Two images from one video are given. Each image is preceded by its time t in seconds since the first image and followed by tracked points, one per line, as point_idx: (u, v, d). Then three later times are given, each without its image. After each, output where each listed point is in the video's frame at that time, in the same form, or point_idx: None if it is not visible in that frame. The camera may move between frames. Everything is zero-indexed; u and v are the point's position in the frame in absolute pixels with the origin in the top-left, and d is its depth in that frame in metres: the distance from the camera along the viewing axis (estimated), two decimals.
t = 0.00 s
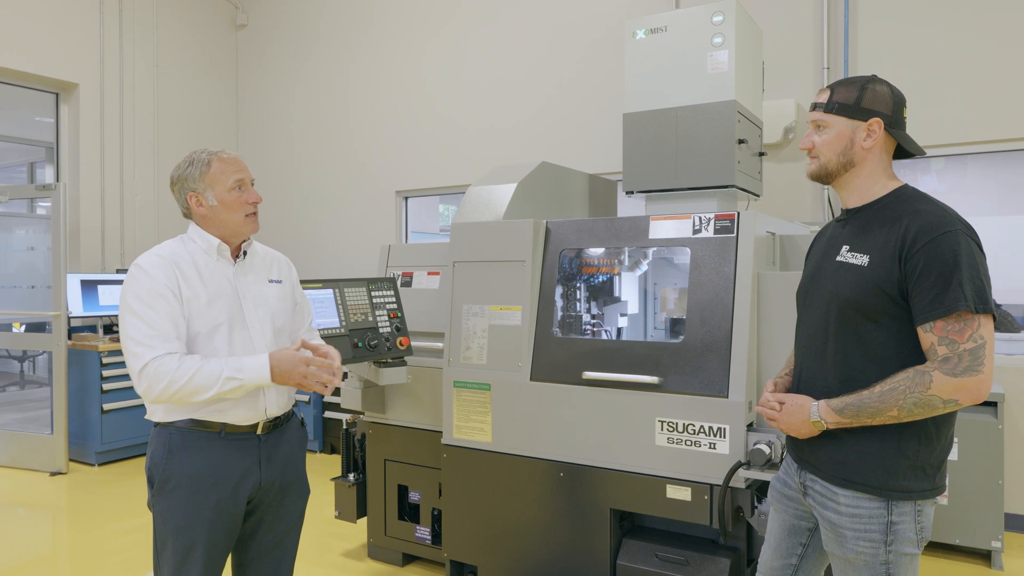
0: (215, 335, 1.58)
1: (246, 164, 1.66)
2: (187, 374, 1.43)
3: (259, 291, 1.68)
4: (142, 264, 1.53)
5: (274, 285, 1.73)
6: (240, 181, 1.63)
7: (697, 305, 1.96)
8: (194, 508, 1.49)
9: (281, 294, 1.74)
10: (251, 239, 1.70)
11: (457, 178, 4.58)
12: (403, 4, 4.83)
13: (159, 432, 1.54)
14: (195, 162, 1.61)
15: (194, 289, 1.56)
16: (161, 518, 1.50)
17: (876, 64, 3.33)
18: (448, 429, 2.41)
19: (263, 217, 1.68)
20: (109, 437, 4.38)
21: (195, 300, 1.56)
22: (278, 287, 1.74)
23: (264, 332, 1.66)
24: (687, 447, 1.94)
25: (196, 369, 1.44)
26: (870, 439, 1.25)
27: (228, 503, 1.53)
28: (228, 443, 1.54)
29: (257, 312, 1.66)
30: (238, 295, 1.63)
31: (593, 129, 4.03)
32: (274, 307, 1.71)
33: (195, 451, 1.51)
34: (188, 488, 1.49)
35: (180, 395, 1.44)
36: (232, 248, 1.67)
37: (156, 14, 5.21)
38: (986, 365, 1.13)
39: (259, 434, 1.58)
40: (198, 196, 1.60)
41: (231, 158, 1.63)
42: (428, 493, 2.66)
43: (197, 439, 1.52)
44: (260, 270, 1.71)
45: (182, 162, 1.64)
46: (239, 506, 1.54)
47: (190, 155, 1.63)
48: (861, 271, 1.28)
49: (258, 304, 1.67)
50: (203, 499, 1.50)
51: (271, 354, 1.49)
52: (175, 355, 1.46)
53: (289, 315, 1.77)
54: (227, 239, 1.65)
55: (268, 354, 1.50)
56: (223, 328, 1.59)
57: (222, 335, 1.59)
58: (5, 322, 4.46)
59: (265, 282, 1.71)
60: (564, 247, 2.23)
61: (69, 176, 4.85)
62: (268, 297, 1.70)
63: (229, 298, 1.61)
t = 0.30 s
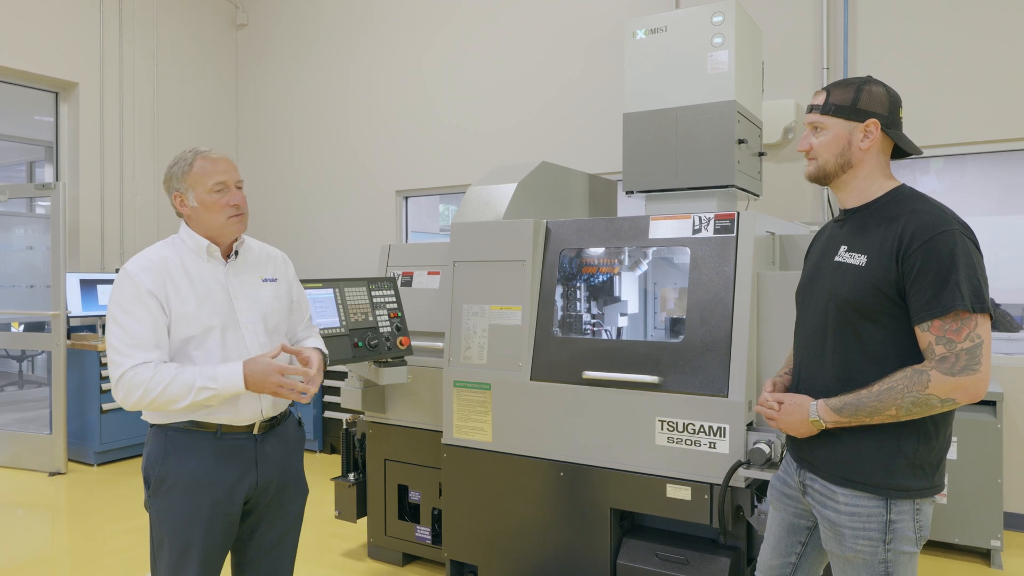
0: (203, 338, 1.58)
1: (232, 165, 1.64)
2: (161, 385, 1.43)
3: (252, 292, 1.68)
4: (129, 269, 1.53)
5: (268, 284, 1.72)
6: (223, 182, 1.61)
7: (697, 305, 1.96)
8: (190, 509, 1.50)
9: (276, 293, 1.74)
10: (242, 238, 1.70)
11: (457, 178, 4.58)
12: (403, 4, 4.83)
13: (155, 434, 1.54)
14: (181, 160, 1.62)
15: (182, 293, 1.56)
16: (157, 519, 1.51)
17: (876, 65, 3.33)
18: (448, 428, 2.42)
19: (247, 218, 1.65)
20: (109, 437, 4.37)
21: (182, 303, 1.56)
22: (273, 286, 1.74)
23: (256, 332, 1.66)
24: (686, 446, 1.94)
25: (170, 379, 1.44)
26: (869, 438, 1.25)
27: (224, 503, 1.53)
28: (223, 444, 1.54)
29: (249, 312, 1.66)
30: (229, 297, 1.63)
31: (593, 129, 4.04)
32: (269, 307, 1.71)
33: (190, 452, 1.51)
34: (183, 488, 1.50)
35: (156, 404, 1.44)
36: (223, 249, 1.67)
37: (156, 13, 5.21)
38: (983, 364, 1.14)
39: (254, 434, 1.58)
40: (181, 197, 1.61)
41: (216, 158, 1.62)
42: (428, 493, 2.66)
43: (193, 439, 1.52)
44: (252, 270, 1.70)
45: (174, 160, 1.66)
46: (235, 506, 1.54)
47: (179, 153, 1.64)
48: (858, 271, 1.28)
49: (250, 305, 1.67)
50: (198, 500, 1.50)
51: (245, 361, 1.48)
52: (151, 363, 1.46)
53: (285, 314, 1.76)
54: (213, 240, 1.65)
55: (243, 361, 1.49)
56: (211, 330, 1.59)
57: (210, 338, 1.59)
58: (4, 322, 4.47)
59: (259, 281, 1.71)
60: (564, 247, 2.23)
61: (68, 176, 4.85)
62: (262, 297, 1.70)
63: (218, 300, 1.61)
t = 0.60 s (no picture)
0: (194, 337, 1.58)
1: (229, 165, 1.64)
2: (141, 381, 1.44)
3: (249, 291, 1.68)
4: (122, 267, 1.55)
5: (265, 283, 1.72)
6: (219, 183, 1.61)
7: (696, 305, 1.97)
8: (187, 508, 1.50)
9: (273, 292, 1.74)
10: (240, 239, 1.70)
11: (457, 177, 4.59)
12: (403, 4, 4.84)
13: (153, 434, 1.54)
14: (180, 160, 1.62)
15: (173, 292, 1.57)
16: (156, 518, 1.51)
17: (874, 66, 3.34)
18: (448, 428, 2.42)
19: (242, 220, 1.65)
20: (108, 436, 4.38)
21: (173, 303, 1.56)
22: (270, 285, 1.74)
23: (252, 332, 1.66)
24: (685, 446, 1.95)
25: (149, 375, 1.44)
26: (866, 437, 1.26)
27: (222, 503, 1.53)
28: (219, 443, 1.54)
29: (244, 312, 1.65)
30: (223, 296, 1.63)
31: (592, 130, 4.05)
32: (266, 306, 1.71)
33: (188, 452, 1.52)
34: (180, 488, 1.50)
35: (137, 400, 1.45)
36: (220, 249, 1.67)
37: (156, 13, 5.21)
38: (978, 363, 1.14)
39: (252, 433, 1.59)
40: (178, 196, 1.61)
41: (214, 159, 1.62)
42: (427, 492, 2.66)
43: (190, 439, 1.53)
44: (250, 270, 1.70)
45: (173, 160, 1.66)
46: (233, 506, 1.55)
47: (178, 154, 1.64)
48: (854, 271, 1.28)
49: (247, 305, 1.66)
50: (196, 499, 1.50)
51: (225, 354, 1.48)
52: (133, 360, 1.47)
53: (283, 314, 1.76)
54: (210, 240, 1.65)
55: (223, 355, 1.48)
56: (203, 330, 1.59)
57: (202, 338, 1.59)
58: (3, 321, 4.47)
59: (257, 280, 1.71)
60: (564, 247, 2.24)
61: (69, 175, 4.85)
62: (259, 296, 1.70)
63: (211, 299, 1.61)
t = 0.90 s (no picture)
0: (206, 336, 1.59)
1: (241, 166, 1.65)
2: (156, 375, 1.44)
3: (258, 291, 1.69)
4: (134, 265, 1.55)
5: (274, 284, 1.74)
6: (231, 183, 1.62)
7: (696, 305, 1.98)
8: (196, 508, 1.50)
9: (281, 293, 1.75)
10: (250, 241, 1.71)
11: (458, 177, 4.59)
12: (403, 4, 4.84)
13: (162, 433, 1.55)
14: (193, 160, 1.63)
15: (186, 291, 1.57)
16: (166, 519, 1.52)
17: (875, 66, 3.34)
18: (448, 427, 2.43)
19: (252, 221, 1.65)
20: (109, 436, 4.38)
21: (186, 301, 1.57)
22: (279, 285, 1.75)
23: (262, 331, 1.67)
24: (686, 446, 1.95)
25: (164, 369, 1.44)
26: (862, 436, 1.26)
27: (232, 502, 1.54)
28: (229, 442, 1.55)
29: (254, 312, 1.67)
30: (234, 296, 1.64)
31: (592, 130, 4.05)
32: (275, 307, 1.72)
33: (197, 451, 1.52)
34: (190, 487, 1.51)
35: (153, 395, 1.45)
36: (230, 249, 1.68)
37: (157, 13, 5.22)
38: (973, 363, 1.15)
39: (261, 432, 1.60)
40: (190, 195, 1.62)
41: (227, 160, 1.63)
42: (428, 492, 2.67)
43: (201, 437, 1.53)
44: (259, 270, 1.71)
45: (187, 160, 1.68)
46: (243, 504, 1.55)
47: (192, 154, 1.66)
48: (851, 271, 1.29)
49: (256, 305, 1.68)
50: (205, 499, 1.51)
51: (238, 346, 1.48)
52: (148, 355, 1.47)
53: (291, 315, 1.77)
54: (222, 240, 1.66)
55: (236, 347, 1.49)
56: (215, 329, 1.60)
57: (214, 337, 1.60)
58: (5, 321, 4.48)
59: (266, 281, 1.72)
60: (564, 247, 2.24)
61: (70, 176, 4.86)
62: (268, 296, 1.71)
63: (223, 299, 1.62)
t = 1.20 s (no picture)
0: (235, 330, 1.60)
1: (265, 167, 1.66)
2: (219, 353, 1.43)
3: (274, 291, 1.71)
4: (165, 258, 1.54)
5: (286, 284, 1.76)
6: (259, 184, 1.63)
7: (695, 305, 1.98)
8: (205, 506, 1.51)
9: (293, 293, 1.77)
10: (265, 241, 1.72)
11: (456, 177, 4.60)
12: (403, 4, 4.85)
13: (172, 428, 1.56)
14: (215, 161, 1.61)
15: (216, 286, 1.59)
16: (174, 519, 1.52)
17: (873, 67, 3.36)
18: (448, 426, 2.43)
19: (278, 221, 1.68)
20: (108, 436, 4.38)
21: (216, 296, 1.58)
22: (290, 286, 1.77)
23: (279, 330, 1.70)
24: (684, 445, 1.96)
25: (226, 345, 1.44)
26: (851, 434, 1.28)
27: (241, 500, 1.54)
28: (239, 441, 1.55)
29: (271, 311, 1.69)
30: (254, 294, 1.66)
31: (591, 130, 4.06)
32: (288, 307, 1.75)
33: (206, 450, 1.52)
34: (200, 486, 1.51)
35: (218, 375, 1.44)
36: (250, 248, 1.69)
37: (156, 13, 5.22)
38: (959, 361, 1.16)
39: (270, 431, 1.61)
40: (217, 197, 1.60)
41: (252, 161, 1.63)
42: (428, 491, 2.67)
43: (212, 436, 1.53)
44: (273, 271, 1.73)
45: (203, 160, 1.64)
46: (252, 502, 1.56)
47: (211, 154, 1.63)
48: (841, 271, 1.30)
49: (273, 305, 1.70)
50: (214, 497, 1.51)
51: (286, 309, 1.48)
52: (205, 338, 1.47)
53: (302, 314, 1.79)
54: (245, 240, 1.67)
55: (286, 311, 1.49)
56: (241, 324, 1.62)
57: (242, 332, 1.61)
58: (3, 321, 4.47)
59: (278, 281, 1.74)
60: (564, 247, 2.25)
61: (69, 176, 4.86)
62: (283, 296, 1.73)
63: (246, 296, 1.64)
